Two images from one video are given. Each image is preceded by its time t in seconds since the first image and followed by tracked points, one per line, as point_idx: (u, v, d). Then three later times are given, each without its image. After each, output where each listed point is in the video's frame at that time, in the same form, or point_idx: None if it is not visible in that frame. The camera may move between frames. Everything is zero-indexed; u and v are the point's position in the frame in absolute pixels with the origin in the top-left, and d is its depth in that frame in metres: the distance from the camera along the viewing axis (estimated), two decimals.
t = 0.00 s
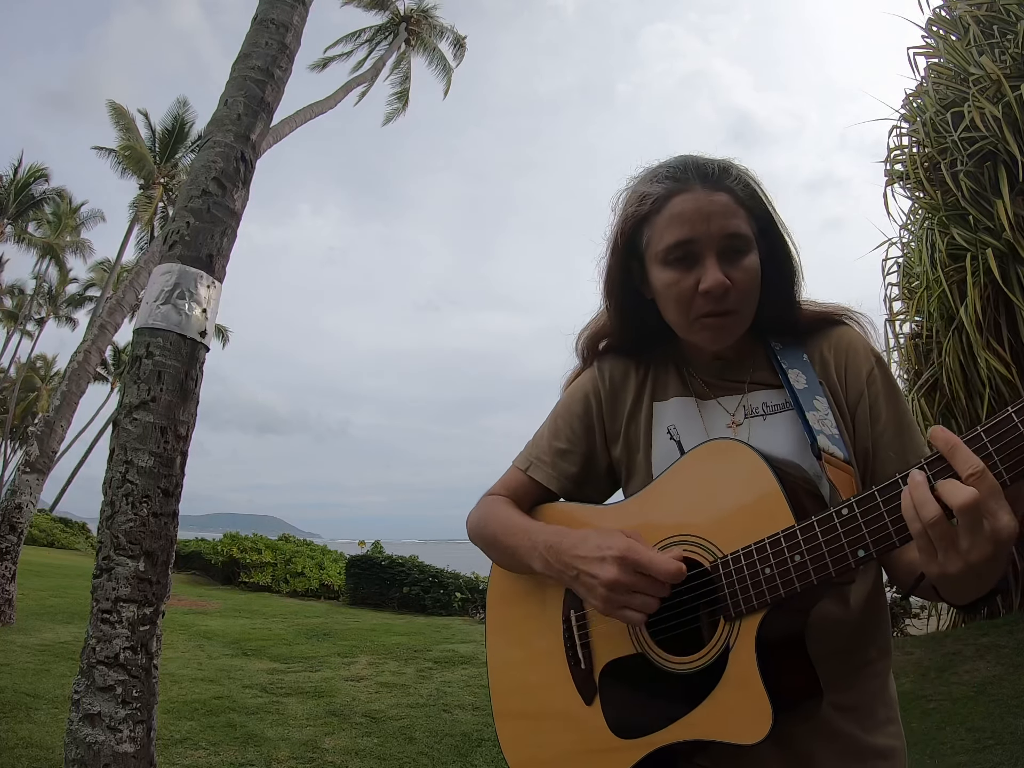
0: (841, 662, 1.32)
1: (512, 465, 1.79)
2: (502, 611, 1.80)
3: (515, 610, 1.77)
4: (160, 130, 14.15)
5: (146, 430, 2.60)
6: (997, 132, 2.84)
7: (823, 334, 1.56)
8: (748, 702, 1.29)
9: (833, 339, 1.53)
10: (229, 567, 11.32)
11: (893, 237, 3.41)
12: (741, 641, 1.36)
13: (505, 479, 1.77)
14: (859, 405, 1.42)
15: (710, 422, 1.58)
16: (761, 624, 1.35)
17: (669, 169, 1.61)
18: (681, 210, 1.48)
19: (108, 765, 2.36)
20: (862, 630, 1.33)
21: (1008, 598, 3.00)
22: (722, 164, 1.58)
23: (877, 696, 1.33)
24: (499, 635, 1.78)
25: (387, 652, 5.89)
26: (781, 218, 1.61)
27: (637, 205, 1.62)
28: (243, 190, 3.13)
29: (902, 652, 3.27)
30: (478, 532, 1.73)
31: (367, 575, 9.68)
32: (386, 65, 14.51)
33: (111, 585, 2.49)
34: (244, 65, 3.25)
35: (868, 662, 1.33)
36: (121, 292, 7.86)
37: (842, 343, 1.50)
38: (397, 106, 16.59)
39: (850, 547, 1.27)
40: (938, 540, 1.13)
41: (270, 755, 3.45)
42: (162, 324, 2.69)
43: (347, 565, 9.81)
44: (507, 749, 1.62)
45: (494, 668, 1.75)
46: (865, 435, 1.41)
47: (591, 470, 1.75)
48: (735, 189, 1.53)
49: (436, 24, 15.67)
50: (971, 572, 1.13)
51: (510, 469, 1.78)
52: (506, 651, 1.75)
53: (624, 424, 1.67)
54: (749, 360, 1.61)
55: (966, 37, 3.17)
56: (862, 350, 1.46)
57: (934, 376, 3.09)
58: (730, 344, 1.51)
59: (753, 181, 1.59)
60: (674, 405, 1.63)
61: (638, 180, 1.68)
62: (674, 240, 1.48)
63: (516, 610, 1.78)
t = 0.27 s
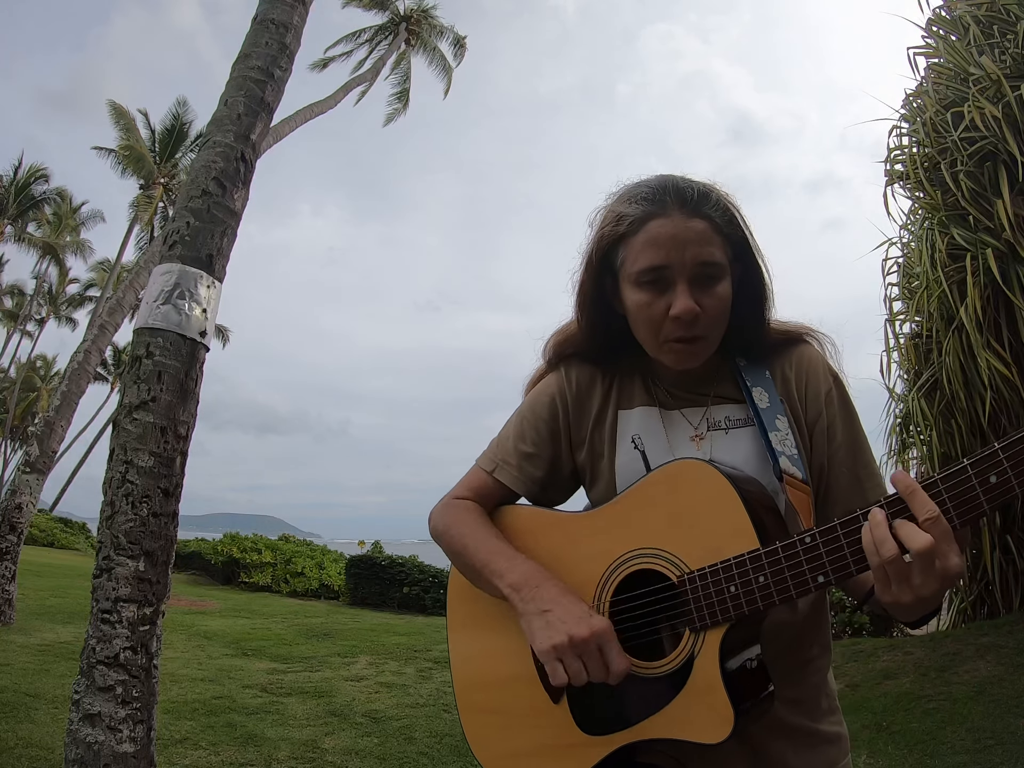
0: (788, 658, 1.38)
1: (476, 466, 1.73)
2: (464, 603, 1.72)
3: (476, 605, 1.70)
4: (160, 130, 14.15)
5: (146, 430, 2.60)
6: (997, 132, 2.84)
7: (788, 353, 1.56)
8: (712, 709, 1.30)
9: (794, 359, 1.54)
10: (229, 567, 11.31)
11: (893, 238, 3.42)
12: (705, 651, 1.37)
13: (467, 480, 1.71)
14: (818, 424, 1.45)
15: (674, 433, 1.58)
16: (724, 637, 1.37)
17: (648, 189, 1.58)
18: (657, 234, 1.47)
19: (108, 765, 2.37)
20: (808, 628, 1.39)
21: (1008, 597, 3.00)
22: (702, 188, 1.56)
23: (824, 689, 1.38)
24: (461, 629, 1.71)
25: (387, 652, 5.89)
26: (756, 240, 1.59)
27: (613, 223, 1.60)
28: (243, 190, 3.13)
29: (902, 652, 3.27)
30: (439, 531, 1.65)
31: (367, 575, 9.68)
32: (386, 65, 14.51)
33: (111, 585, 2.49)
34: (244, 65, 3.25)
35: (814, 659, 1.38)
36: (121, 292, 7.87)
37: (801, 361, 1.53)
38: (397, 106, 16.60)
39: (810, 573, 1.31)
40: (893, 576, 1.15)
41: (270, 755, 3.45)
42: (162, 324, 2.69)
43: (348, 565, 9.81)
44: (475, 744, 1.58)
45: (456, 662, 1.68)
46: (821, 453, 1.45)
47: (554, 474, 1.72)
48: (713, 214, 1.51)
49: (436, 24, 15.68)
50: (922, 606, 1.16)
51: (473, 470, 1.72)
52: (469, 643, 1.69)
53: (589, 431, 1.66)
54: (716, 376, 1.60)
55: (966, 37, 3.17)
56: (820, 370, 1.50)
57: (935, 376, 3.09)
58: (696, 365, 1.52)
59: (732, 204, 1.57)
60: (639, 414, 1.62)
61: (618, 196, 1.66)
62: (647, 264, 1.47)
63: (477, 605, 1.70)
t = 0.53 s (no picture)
0: (753, 658, 1.40)
1: (454, 470, 1.73)
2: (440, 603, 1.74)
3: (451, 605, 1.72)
4: (160, 129, 14.15)
5: (146, 430, 2.60)
6: (997, 132, 2.84)
7: (763, 369, 1.58)
8: (676, 713, 1.31)
9: (767, 375, 1.55)
10: (229, 567, 11.31)
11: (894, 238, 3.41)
12: (672, 656, 1.38)
13: (446, 483, 1.71)
14: (788, 440, 1.45)
15: (647, 445, 1.60)
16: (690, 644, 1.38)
17: (627, 206, 1.60)
18: (636, 250, 1.48)
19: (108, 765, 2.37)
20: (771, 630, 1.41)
21: (1008, 597, 3.01)
22: (680, 204, 1.57)
23: (789, 687, 1.40)
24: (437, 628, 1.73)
25: (386, 652, 5.89)
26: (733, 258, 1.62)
27: (592, 240, 1.62)
28: (244, 190, 3.13)
29: (902, 652, 3.27)
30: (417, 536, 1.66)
31: (367, 575, 9.68)
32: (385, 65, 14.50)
33: (111, 585, 2.49)
34: (244, 65, 3.25)
35: (777, 658, 1.41)
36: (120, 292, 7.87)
37: (771, 378, 1.53)
38: (398, 106, 16.60)
39: (774, 585, 1.33)
40: (855, 601, 1.16)
41: (270, 755, 3.45)
42: (162, 324, 2.69)
43: (347, 565, 9.81)
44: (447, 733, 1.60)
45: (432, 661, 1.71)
46: (790, 468, 1.44)
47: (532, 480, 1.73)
48: (690, 231, 1.53)
49: (436, 23, 15.68)
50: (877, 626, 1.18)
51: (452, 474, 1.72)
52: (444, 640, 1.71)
53: (566, 440, 1.67)
54: (692, 390, 1.62)
55: (966, 37, 3.17)
56: (788, 387, 1.50)
57: (935, 376, 3.09)
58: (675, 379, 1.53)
59: (709, 221, 1.59)
60: (614, 425, 1.63)
61: (598, 212, 1.68)
62: (626, 279, 1.49)
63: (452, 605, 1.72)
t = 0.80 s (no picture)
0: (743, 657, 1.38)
1: (446, 471, 1.74)
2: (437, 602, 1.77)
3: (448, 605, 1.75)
4: (160, 130, 14.14)
5: (146, 430, 2.60)
6: (997, 132, 2.84)
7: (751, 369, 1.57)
8: (659, 706, 1.32)
9: (755, 377, 1.54)
10: (229, 567, 11.30)
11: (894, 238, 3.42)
12: (656, 651, 1.39)
13: (440, 484, 1.72)
14: (775, 441, 1.45)
15: (636, 447, 1.59)
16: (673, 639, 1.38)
17: (610, 210, 1.62)
18: (619, 251, 1.49)
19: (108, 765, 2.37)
20: (761, 629, 1.39)
21: (1008, 597, 3.01)
22: (662, 207, 1.59)
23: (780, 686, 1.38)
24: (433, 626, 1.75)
25: (386, 652, 5.89)
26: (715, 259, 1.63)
27: (577, 245, 1.64)
28: (244, 190, 3.13)
29: (902, 652, 3.27)
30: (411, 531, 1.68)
31: (367, 575, 9.67)
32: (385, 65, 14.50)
33: (111, 585, 2.49)
34: (244, 65, 3.25)
35: (770, 657, 1.38)
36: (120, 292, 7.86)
37: (760, 379, 1.53)
38: (398, 106, 16.60)
39: (754, 581, 1.32)
40: (828, 586, 1.15)
41: (271, 755, 3.45)
42: (162, 324, 2.69)
43: (347, 565, 9.81)
44: (436, 734, 1.63)
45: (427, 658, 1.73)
46: (776, 469, 1.44)
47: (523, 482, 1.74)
48: (671, 234, 1.54)
49: (436, 23, 15.68)
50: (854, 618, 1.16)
51: (445, 474, 1.73)
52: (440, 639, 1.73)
53: (555, 442, 1.67)
54: (679, 392, 1.62)
55: (966, 37, 3.17)
56: (778, 388, 1.50)
57: (935, 376, 3.09)
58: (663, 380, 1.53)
59: (690, 223, 1.60)
60: (604, 427, 1.63)
61: (582, 219, 1.70)
62: (609, 281, 1.49)
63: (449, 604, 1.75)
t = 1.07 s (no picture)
0: (752, 663, 1.36)
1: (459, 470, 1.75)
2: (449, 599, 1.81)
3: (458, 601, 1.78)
4: (160, 130, 14.15)
5: (146, 430, 2.60)
6: (996, 132, 2.84)
7: (761, 363, 1.56)
8: (656, 705, 1.32)
9: (765, 371, 1.53)
10: (229, 567, 11.30)
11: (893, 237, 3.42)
12: (654, 649, 1.39)
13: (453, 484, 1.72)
14: (785, 437, 1.43)
15: (644, 443, 1.60)
16: (670, 636, 1.38)
17: (608, 206, 1.63)
18: (618, 245, 1.50)
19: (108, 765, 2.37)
20: (773, 635, 1.35)
21: (1008, 597, 3.01)
22: (660, 200, 1.59)
23: (790, 695, 1.35)
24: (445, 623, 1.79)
25: (386, 652, 5.89)
26: (716, 251, 1.63)
27: (578, 243, 1.65)
28: (244, 190, 3.13)
29: (902, 652, 3.27)
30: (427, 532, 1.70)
31: (367, 575, 9.67)
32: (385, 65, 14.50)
33: (111, 585, 2.49)
34: (244, 65, 3.25)
35: (783, 664, 1.35)
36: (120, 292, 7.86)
37: (771, 373, 1.52)
38: (398, 106, 16.59)
39: (750, 578, 1.30)
40: (823, 580, 1.15)
41: (271, 755, 3.45)
42: (162, 324, 2.69)
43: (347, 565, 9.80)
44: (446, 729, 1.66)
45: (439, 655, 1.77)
46: (785, 465, 1.43)
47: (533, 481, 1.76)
48: (671, 224, 1.54)
49: (436, 23, 15.68)
50: (852, 615, 1.15)
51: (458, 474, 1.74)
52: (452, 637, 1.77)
53: (566, 440, 1.69)
54: (689, 388, 1.62)
55: (966, 37, 3.17)
56: (789, 382, 1.48)
57: (935, 376, 3.08)
58: (670, 374, 1.53)
59: (690, 214, 1.60)
60: (613, 424, 1.64)
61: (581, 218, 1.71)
62: (611, 275, 1.50)
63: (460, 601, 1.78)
